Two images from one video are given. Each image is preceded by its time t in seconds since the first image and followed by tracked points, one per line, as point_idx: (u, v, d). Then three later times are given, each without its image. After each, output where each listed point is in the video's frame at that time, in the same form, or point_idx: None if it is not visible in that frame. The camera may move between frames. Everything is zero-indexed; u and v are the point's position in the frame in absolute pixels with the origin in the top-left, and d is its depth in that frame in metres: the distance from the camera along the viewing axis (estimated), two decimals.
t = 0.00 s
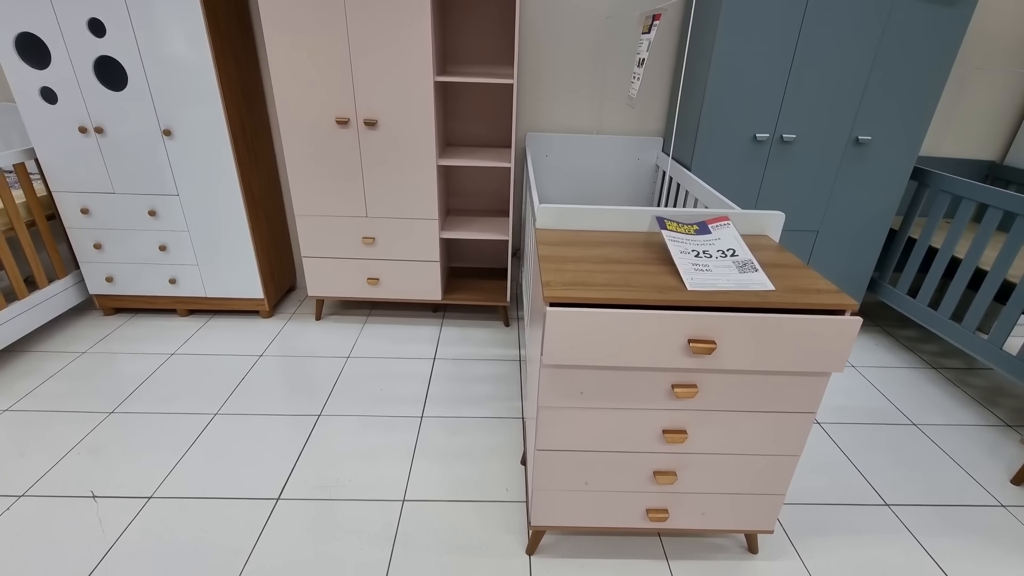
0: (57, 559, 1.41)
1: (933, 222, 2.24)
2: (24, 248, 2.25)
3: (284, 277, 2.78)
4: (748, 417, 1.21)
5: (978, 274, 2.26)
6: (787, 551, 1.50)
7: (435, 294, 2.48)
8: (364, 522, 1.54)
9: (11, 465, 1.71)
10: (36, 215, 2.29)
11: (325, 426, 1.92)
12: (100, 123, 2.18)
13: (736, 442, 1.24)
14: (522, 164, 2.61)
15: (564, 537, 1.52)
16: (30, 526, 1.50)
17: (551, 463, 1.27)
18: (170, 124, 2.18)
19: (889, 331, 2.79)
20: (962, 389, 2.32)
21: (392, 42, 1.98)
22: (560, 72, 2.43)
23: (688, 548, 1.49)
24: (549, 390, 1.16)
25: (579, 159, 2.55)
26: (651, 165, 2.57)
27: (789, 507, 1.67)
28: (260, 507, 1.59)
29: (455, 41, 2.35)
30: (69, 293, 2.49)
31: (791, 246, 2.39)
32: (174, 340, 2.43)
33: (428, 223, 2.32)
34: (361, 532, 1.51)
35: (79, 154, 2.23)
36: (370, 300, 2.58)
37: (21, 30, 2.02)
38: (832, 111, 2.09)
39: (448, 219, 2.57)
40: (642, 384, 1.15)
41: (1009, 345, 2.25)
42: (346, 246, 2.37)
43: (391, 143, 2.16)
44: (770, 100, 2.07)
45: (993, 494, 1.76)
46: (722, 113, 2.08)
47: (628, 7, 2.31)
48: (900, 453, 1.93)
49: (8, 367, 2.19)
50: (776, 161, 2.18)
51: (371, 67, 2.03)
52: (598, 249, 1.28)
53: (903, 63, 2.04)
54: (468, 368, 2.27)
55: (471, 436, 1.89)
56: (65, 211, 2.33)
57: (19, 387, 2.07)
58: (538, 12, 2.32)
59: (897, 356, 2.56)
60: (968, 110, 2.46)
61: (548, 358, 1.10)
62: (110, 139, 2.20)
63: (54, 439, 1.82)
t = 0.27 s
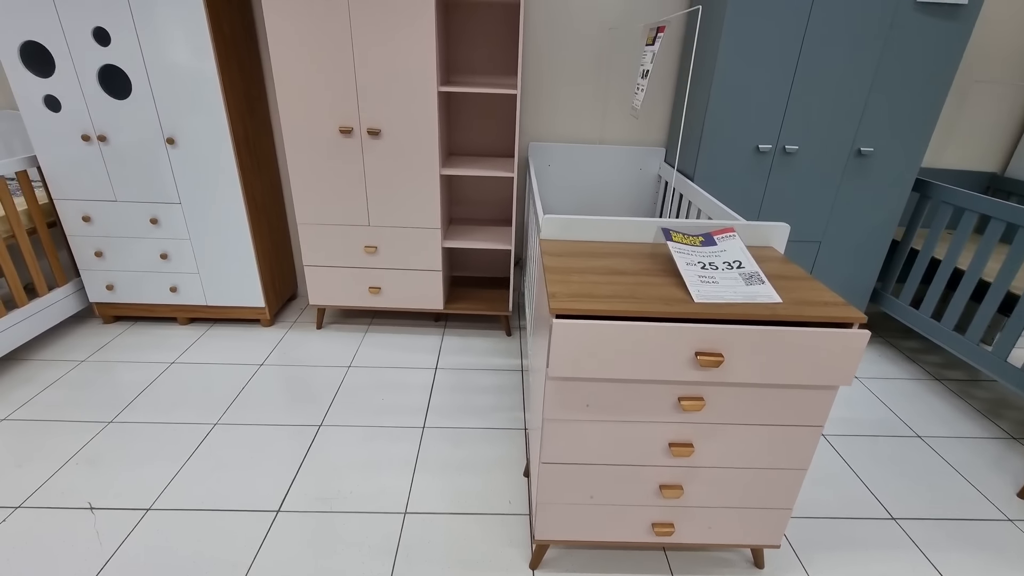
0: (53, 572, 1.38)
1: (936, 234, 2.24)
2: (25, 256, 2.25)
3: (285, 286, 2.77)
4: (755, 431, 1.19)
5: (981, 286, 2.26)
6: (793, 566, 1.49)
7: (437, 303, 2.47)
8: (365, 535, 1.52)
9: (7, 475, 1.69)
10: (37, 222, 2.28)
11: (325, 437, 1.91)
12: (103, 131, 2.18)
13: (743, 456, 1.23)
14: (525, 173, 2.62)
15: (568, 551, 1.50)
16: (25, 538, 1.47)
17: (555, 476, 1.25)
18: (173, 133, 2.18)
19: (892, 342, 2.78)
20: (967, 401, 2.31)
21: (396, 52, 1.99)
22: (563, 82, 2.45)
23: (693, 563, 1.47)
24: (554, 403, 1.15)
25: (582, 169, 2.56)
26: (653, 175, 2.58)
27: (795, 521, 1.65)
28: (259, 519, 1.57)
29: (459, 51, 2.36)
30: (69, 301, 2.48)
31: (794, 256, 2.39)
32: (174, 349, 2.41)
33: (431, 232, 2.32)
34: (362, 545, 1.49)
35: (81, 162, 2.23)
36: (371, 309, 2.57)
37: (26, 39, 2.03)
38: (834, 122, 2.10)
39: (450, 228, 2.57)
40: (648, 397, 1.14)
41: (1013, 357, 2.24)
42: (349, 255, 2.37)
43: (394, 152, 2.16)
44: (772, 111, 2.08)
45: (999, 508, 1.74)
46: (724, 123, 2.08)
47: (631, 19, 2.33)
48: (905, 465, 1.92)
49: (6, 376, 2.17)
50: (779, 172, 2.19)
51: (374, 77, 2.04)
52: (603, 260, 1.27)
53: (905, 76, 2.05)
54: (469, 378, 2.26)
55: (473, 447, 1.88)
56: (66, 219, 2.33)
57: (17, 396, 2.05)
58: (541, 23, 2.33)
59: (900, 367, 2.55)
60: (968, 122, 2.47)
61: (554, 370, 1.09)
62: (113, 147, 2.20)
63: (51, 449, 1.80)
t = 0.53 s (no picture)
0: None
1: (947, 247, 2.21)
2: (28, 269, 2.23)
3: (289, 300, 2.75)
4: (773, 453, 1.16)
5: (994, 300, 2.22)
6: None
7: (443, 317, 2.45)
8: (370, 558, 1.48)
9: (5, 494, 1.65)
10: (41, 236, 2.27)
11: (329, 455, 1.87)
12: (109, 144, 2.17)
13: (761, 478, 1.19)
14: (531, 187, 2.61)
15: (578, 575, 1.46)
16: (21, 561, 1.44)
17: (567, 499, 1.21)
18: (179, 146, 2.18)
19: (903, 357, 2.74)
20: (982, 418, 2.26)
21: (403, 66, 1.99)
22: (569, 96, 2.44)
23: None
24: (567, 424, 1.11)
25: (588, 183, 2.55)
26: (660, 189, 2.57)
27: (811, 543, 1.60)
28: (261, 541, 1.53)
29: (465, 66, 2.36)
30: (71, 315, 2.46)
31: (804, 270, 2.36)
32: (177, 364, 2.39)
33: (437, 246, 2.30)
34: (367, 568, 1.45)
35: (87, 175, 2.22)
36: (376, 323, 2.55)
37: (35, 53, 2.03)
38: (843, 136, 2.09)
39: (456, 241, 2.56)
40: (663, 418, 1.11)
41: None
42: (354, 269, 2.35)
43: (400, 166, 2.15)
44: (781, 125, 2.07)
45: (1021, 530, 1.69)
46: (733, 137, 2.07)
47: (637, 34, 2.33)
48: (922, 485, 1.87)
49: (6, 391, 2.15)
50: (788, 186, 2.17)
51: (381, 91, 2.03)
52: (615, 277, 1.25)
53: (914, 90, 2.04)
54: (476, 394, 2.23)
55: (480, 465, 1.84)
56: (70, 232, 2.32)
57: (16, 412, 2.02)
58: (548, 37, 2.33)
59: (913, 382, 2.51)
60: (977, 136, 2.46)
61: (567, 390, 1.06)
62: (118, 160, 2.20)
63: (50, 468, 1.76)
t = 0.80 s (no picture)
0: None
1: (972, 261, 2.15)
2: (32, 284, 2.20)
3: (297, 314, 2.70)
4: (810, 484, 1.09)
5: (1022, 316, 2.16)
6: None
7: (453, 332, 2.40)
8: None
9: (3, 518, 1.60)
10: (46, 250, 2.24)
11: (338, 476, 1.81)
12: (116, 157, 2.14)
13: (797, 510, 1.12)
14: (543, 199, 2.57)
15: None
16: None
17: (591, 531, 1.15)
18: (187, 159, 2.15)
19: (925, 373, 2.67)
20: (1011, 438, 2.18)
21: (415, 78, 1.96)
22: (582, 108, 2.41)
23: None
24: (592, 453, 1.05)
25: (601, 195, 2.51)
26: (674, 201, 2.52)
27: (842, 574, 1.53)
28: (268, 568, 1.47)
29: (477, 77, 2.34)
30: (76, 330, 2.42)
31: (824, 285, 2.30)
32: (182, 380, 2.34)
33: (447, 260, 2.26)
34: None
35: (94, 189, 2.19)
36: (385, 338, 2.50)
37: (43, 66, 2.01)
38: (864, 148, 2.04)
39: (466, 255, 2.51)
40: (694, 447, 1.05)
41: None
42: (363, 283, 2.31)
43: (411, 179, 2.11)
44: (800, 137, 2.02)
45: None
46: (751, 150, 2.03)
47: (651, 46, 2.30)
48: (954, 510, 1.79)
49: (8, 408, 2.10)
50: (807, 199, 2.12)
51: (393, 103, 2.00)
52: (640, 297, 1.20)
53: (937, 101, 1.99)
54: (488, 412, 2.17)
55: (494, 488, 1.78)
56: (76, 246, 2.28)
57: (18, 431, 1.98)
58: (560, 48, 2.30)
59: (937, 400, 2.43)
60: (999, 147, 2.40)
61: (593, 419, 1.00)
62: (125, 174, 2.17)
63: (50, 490, 1.71)
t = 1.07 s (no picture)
0: None
1: (1003, 274, 2.08)
2: (39, 300, 2.16)
3: (306, 329, 2.65)
4: (860, 521, 1.02)
5: None
6: None
7: (466, 348, 2.34)
8: None
9: (6, 546, 1.54)
10: (53, 266, 2.20)
11: (350, 501, 1.75)
12: (125, 172, 2.11)
13: (844, 548, 1.05)
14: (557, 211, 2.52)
15: None
16: None
17: (624, 570, 1.08)
18: (197, 173, 2.11)
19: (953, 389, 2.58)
20: None
21: (429, 90, 1.92)
22: (597, 119, 2.36)
23: None
24: (627, 488, 0.99)
25: (616, 207, 2.45)
26: (692, 214, 2.47)
27: None
28: None
29: (490, 89, 2.30)
30: (83, 346, 2.38)
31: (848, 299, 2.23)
32: (190, 398, 2.29)
33: (461, 275, 2.21)
34: None
35: (102, 204, 2.16)
36: (396, 354, 2.44)
37: (53, 80, 1.99)
38: (891, 159, 1.98)
39: (479, 269, 2.46)
40: (736, 482, 0.98)
41: None
42: (374, 298, 2.26)
43: (425, 192, 2.07)
44: (824, 148, 1.96)
45: None
46: (774, 162, 1.97)
47: (668, 56, 2.25)
48: (995, 537, 1.71)
49: (13, 428, 2.06)
50: (831, 211, 2.06)
51: (406, 116, 1.96)
52: (672, 319, 1.14)
53: (966, 110, 1.93)
54: (503, 432, 2.10)
55: (512, 513, 1.71)
56: (83, 261, 2.25)
57: (22, 453, 1.93)
58: (575, 58, 2.26)
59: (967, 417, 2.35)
60: None
61: (630, 453, 0.94)
62: (134, 188, 2.13)
63: (54, 516, 1.65)
